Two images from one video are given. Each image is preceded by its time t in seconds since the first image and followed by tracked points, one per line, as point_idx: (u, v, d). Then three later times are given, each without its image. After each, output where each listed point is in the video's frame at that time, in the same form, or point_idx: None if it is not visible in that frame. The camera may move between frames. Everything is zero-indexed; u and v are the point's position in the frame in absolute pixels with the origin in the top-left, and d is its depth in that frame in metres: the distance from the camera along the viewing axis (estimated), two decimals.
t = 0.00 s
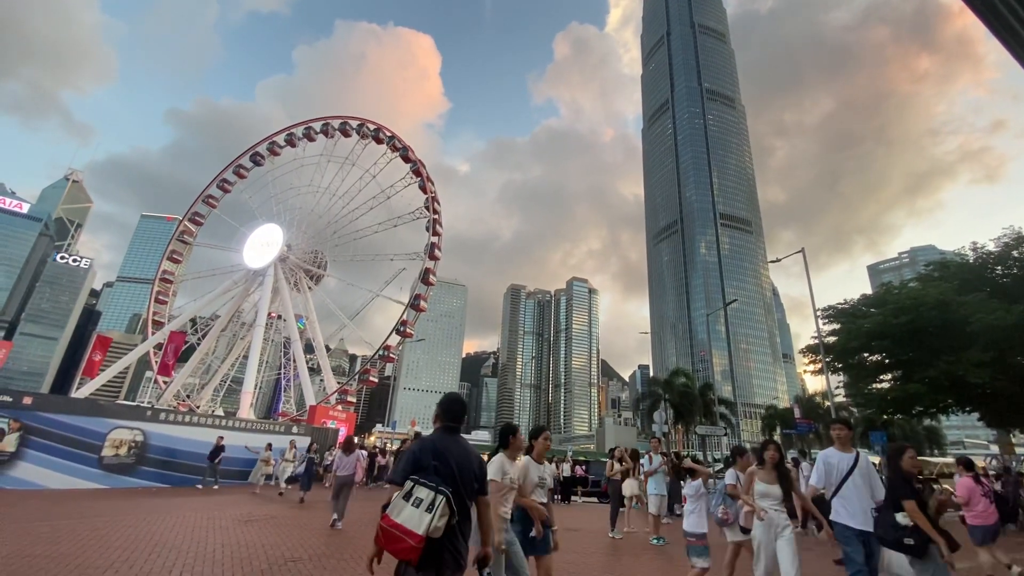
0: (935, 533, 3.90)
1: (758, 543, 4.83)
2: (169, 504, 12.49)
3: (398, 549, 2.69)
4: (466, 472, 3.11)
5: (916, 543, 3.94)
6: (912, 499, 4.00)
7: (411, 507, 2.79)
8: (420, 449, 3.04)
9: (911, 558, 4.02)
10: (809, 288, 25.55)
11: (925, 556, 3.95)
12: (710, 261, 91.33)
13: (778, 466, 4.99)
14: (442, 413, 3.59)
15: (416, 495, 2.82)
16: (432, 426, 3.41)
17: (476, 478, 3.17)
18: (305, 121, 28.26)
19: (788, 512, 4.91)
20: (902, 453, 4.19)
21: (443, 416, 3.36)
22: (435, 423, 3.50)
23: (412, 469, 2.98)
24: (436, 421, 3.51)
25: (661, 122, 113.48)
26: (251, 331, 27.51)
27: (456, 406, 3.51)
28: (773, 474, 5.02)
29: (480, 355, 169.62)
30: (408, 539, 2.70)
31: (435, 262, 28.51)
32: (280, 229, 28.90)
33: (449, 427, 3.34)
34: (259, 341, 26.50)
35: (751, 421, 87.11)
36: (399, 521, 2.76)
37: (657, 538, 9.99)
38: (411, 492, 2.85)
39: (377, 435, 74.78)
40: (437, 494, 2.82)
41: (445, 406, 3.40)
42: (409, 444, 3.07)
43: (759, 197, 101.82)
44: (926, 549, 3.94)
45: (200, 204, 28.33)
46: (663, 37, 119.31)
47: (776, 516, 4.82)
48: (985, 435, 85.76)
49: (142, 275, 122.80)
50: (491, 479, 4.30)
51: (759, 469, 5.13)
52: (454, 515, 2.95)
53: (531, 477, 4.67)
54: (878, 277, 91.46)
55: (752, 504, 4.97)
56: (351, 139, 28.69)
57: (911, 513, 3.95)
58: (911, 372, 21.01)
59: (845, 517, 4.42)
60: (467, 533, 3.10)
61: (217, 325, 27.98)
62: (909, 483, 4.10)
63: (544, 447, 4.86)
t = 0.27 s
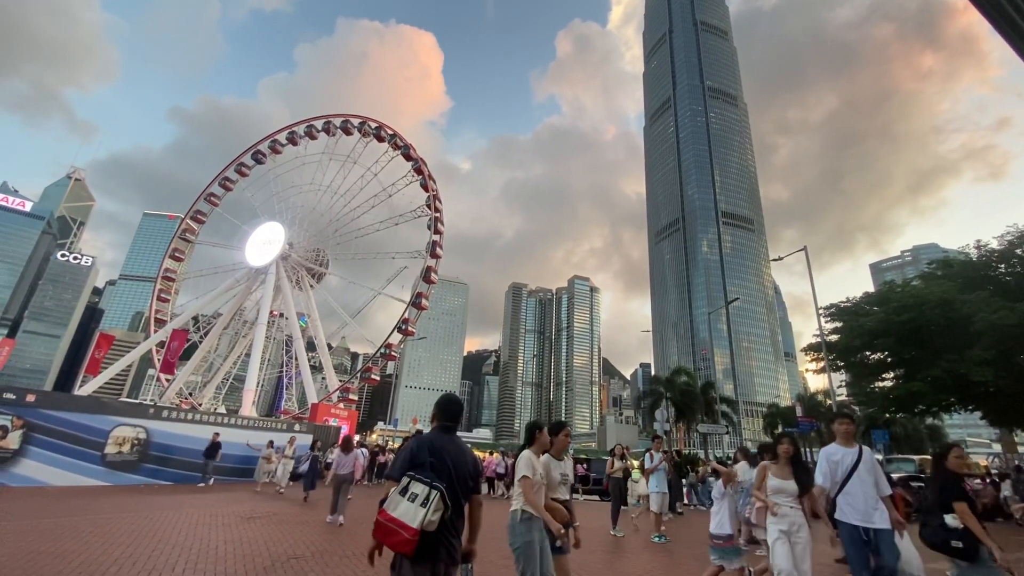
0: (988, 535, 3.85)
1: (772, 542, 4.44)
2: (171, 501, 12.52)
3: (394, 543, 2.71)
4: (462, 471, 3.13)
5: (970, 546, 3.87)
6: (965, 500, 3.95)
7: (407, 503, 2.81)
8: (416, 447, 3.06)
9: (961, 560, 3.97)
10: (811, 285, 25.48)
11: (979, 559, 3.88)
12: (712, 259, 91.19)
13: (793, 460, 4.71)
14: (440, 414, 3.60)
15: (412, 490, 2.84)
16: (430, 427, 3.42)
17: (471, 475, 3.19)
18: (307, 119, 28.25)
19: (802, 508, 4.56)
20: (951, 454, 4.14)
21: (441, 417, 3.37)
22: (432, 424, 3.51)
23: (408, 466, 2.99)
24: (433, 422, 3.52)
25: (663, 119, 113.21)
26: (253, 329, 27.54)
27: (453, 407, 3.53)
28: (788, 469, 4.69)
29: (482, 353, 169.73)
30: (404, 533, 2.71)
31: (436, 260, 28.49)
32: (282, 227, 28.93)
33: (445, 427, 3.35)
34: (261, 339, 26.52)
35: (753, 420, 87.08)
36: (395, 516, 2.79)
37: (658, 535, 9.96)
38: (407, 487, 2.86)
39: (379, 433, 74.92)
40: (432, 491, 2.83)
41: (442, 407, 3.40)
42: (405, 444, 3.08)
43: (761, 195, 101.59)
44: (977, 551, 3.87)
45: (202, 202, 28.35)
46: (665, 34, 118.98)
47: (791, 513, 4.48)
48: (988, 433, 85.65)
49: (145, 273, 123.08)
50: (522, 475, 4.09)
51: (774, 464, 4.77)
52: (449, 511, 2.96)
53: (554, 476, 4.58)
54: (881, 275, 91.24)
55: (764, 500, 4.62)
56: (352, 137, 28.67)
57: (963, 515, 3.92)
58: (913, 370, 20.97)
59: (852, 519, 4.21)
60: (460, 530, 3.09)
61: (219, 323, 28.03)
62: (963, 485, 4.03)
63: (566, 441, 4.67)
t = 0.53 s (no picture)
0: None
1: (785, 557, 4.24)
2: (174, 498, 12.57)
3: (395, 533, 2.74)
4: (462, 469, 3.12)
5: None
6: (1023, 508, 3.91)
7: (411, 496, 2.82)
8: (419, 444, 3.07)
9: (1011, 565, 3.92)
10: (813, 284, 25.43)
11: None
12: (714, 257, 91.06)
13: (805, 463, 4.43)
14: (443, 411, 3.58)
15: (415, 485, 2.84)
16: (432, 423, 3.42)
17: (470, 473, 3.19)
18: (309, 117, 28.25)
19: (815, 515, 4.33)
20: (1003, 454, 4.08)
21: (443, 415, 3.36)
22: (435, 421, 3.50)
23: (411, 462, 3.00)
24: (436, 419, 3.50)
25: (665, 117, 112.95)
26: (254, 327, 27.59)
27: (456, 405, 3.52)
28: (798, 472, 4.46)
29: (483, 351, 169.85)
30: (406, 524, 2.74)
31: (438, 259, 28.52)
32: (283, 225, 28.96)
33: (448, 425, 3.34)
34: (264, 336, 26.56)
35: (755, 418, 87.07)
36: (398, 509, 2.79)
37: (660, 533, 9.98)
38: (410, 482, 2.87)
39: (381, 431, 75.05)
40: (435, 486, 2.84)
41: (445, 406, 3.40)
42: (408, 440, 3.10)
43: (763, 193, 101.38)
44: None
45: (204, 200, 28.39)
46: (667, 32, 118.64)
47: (803, 521, 4.28)
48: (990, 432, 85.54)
49: (147, 271, 123.41)
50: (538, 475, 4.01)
51: (783, 467, 4.57)
52: (450, 507, 2.96)
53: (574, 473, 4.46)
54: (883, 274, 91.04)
55: (774, 508, 4.46)
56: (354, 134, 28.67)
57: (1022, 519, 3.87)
58: (916, 369, 20.94)
59: (856, 521, 4.25)
60: (458, 525, 3.09)
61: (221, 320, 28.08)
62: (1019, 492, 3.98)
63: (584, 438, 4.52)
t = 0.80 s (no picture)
0: None
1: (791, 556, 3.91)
2: (177, 496, 12.63)
3: (393, 525, 2.75)
4: (462, 467, 3.13)
5: None
6: None
7: (409, 489, 2.82)
8: (421, 440, 3.08)
9: None
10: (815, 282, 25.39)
11: None
12: (715, 256, 90.93)
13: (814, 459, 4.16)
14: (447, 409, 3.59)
15: (413, 479, 2.85)
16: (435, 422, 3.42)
17: (470, 471, 3.17)
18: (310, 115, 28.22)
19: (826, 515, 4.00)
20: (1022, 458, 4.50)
21: (446, 413, 3.36)
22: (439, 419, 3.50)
23: (411, 458, 3.01)
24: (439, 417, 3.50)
25: (667, 115, 112.68)
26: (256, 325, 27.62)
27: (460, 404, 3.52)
28: (806, 468, 4.15)
29: (485, 349, 169.98)
30: (403, 515, 2.75)
31: (440, 257, 28.50)
32: (285, 224, 28.96)
33: (451, 424, 3.33)
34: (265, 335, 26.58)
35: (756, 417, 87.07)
36: (397, 500, 2.80)
37: (661, 532, 10.02)
38: (409, 476, 2.88)
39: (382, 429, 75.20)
40: (432, 480, 2.85)
41: (449, 405, 3.40)
42: (411, 436, 3.12)
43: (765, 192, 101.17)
44: None
45: (206, 198, 28.40)
46: (668, 30, 118.31)
47: (813, 519, 3.93)
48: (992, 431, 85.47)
49: (149, 269, 123.77)
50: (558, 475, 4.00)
51: (789, 463, 4.25)
52: (448, 502, 2.96)
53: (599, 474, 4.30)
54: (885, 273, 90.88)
55: (780, 505, 4.12)
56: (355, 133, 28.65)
57: None
58: (919, 367, 20.90)
59: (866, 527, 4.08)
60: (457, 521, 3.08)
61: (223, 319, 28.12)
62: None
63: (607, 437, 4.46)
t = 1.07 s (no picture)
0: None
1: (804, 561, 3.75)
2: (178, 494, 12.67)
3: (385, 519, 2.76)
4: (460, 464, 3.12)
5: None
6: None
7: (402, 485, 2.82)
8: (418, 438, 3.09)
9: None
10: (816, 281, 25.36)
11: None
12: (716, 255, 90.83)
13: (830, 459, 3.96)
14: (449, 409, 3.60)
15: (407, 475, 2.86)
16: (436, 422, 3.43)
17: (468, 469, 3.16)
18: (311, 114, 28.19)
19: (842, 520, 3.83)
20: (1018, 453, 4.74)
21: (445, 412, 3.35)
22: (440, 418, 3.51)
23: (407, 455, 3.02)
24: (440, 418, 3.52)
25: (668, 114, 112.43)
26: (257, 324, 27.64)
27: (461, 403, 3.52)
28: (823, 470, 3.98)
29: (486, 348, 170.03)
30: (394, 510, 2.75)
31: (441, 256, 28.51)
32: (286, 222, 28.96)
33: (451, 422, 3.33)
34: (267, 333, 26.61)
35: (757, 416, 87.08)
36: (391, 497, 2.80)
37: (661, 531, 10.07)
38: (403, 472, 2.89)
39: (383, 427, 75.30)
40: (423, 475, 2.84)
41: (448, 404, 3.39)
42: (409, 434, 3.14)
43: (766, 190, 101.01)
44: None
45: (206, 197, 28.39)
46: (670, 28, 118.02)
47: (830, 526, 3.75)
48: (993, 430, 85.49)
49: (150, 268, 123.87)
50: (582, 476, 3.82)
51: (804, 465, 4.08)
52: (442, 499, 2.96)
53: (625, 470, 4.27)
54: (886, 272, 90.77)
55: (794, 508, 3.94)
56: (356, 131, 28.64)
57: None
58: (920, 366, 20.87)
59: (881, 522, 3.97)
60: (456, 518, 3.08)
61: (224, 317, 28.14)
62: None
63: (637, 438, 4.39)
